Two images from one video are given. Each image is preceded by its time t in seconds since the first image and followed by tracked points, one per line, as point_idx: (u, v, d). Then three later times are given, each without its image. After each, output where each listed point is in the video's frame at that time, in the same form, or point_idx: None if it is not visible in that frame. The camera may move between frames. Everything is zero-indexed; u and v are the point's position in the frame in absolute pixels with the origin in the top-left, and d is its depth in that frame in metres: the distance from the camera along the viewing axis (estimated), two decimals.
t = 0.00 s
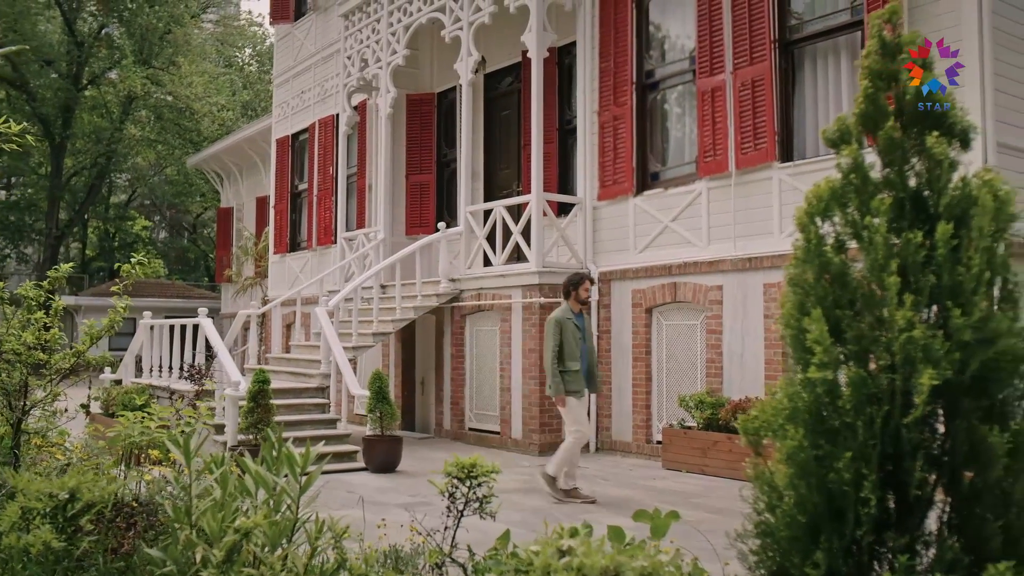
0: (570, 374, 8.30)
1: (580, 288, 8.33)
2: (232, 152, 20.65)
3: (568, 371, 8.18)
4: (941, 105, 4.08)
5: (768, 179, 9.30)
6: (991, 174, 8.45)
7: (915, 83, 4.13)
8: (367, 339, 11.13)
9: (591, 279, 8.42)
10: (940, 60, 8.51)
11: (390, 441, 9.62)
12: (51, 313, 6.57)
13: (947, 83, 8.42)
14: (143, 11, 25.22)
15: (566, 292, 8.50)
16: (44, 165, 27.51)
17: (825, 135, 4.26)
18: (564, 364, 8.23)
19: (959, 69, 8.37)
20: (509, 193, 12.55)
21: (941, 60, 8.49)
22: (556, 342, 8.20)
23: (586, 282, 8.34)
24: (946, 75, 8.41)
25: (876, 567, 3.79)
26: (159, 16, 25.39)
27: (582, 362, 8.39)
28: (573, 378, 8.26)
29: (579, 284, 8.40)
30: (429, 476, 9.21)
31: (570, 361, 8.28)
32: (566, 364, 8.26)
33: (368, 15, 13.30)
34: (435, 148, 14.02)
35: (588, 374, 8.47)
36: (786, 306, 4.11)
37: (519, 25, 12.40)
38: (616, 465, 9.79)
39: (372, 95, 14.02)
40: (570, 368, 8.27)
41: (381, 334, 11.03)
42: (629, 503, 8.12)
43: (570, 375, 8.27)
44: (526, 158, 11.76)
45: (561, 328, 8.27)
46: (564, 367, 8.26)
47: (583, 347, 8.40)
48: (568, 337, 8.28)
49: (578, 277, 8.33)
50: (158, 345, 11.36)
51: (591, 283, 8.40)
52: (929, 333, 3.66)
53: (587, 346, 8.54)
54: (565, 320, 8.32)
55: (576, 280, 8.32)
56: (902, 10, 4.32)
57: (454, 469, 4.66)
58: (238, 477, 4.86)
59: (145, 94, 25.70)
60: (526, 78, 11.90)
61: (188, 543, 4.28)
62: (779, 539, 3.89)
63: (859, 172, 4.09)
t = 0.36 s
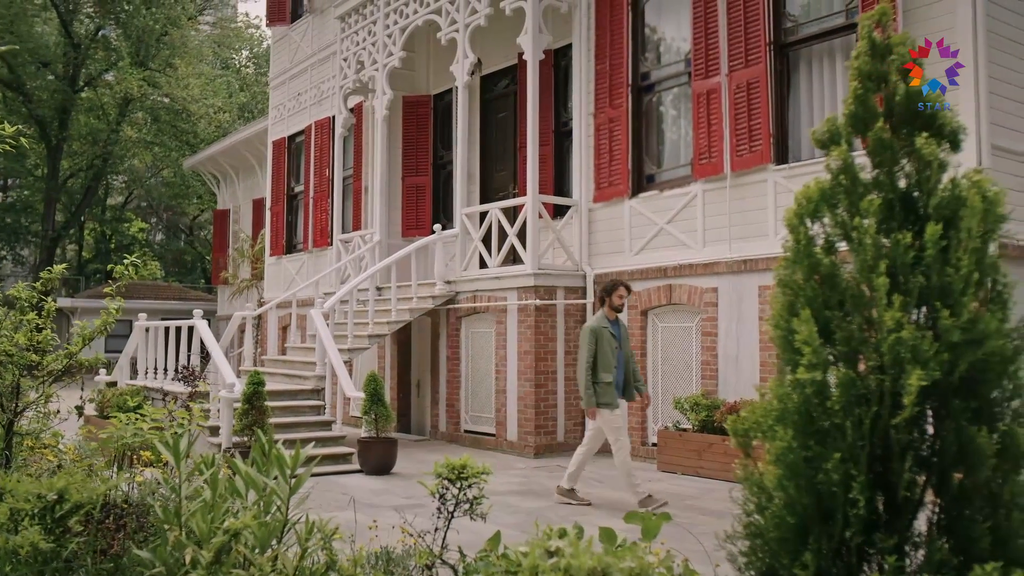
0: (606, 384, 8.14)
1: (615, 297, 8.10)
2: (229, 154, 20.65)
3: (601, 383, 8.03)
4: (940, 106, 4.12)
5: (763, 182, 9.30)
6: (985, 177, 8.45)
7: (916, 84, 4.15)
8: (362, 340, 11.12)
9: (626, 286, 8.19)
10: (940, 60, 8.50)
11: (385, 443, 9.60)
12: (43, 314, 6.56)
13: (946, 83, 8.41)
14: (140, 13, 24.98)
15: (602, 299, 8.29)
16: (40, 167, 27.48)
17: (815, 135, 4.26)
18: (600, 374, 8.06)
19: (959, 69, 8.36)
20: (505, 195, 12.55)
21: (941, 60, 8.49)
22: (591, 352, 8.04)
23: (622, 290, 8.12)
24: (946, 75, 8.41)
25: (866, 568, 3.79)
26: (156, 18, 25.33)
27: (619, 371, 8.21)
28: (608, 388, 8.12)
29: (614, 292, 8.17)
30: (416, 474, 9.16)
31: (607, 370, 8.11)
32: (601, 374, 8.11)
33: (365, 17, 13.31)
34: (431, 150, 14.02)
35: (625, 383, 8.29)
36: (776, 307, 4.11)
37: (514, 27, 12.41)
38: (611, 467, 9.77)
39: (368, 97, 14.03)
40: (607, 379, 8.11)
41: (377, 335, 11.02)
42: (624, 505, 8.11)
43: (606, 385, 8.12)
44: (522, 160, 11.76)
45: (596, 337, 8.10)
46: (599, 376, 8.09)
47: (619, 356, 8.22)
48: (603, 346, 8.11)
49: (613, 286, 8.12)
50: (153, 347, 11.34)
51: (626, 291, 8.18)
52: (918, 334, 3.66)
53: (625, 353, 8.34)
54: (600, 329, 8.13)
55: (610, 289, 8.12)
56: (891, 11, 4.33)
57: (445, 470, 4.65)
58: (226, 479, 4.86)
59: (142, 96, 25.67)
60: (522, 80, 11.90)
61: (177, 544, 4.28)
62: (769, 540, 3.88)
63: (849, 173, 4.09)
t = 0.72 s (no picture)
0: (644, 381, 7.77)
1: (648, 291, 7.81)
2: (219, 155, 20.62)
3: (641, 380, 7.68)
4: (926, 107, 4.13)
5: (752, 184, 9.31)
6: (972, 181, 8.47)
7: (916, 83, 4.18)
8: (352, 342, 11.10)
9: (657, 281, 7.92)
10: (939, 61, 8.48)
11: (374, 445, 9.58)
12: (28, 315, 6.54)
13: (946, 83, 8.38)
14: (129, 14, 24.95)
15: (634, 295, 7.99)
16: (30, 168, 27.38)
17: (799, 137, 4.26)
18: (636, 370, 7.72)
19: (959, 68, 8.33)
20: (496, 197, 12.55)
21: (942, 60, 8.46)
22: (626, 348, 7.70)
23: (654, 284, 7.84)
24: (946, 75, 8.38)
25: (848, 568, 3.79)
26: (146, 19, 25.24)
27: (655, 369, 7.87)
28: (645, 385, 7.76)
29: (647, 287, 7.89)
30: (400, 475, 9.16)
31: (643, 367, 7.77)
32: (638, 371, 7.75)
33: (355, 18, 13.30)
34: (422, 152, 14.02)
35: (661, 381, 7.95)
36: (759, 308, 4.11)
37: (504, 29, 12.42)
38: (600, 469, 9.77)
39: (359, 99, 14.03)
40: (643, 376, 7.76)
41: (366, 337, 11.00)
42: (612, 506, 8.12)
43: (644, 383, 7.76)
44: (512, 162, 11.76)
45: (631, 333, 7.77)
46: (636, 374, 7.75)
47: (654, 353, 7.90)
48: (639, 343, 7.78)
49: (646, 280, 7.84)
50: (142, 348, 11.31)
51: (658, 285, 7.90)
52: (900, 335, 3.67)
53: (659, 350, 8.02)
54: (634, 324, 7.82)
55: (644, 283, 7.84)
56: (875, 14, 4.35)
57: (428, 471, 4.64)
58: (210, 479, 4.88)
59: (132, 97, 25.58)
60: (512, 83, 11.91)
61: (159, 545, 4.26)
62: (752, 541, 3.89)
63: (832, 175, 4.10)
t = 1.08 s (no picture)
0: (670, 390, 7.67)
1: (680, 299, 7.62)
2: (200, 158, 20.53)
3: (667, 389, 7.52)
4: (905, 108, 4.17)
5: (732, 189, 9.35)
6: (948, 186, 8.53)
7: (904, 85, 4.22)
8: (333, 346, 11.06)
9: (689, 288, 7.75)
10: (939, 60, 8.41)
11: (354, 449, 9.54)
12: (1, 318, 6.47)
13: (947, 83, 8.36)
14: (111, 16, 24.94)
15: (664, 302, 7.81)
16: (9, 170, 27.14)
17: (772, 141, 4.28)
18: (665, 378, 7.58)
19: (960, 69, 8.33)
20: (477, 201, 12.55)
21: (942, 59, 8.39)
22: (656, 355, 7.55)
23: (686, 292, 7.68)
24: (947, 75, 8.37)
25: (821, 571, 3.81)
26: (127, 20, 25.25)
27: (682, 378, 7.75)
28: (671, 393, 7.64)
29: (676, 293, 7.69)
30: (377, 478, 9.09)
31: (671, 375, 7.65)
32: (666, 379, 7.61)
33: (337, 21, 13.29)
34: (404, 156, 14.01)
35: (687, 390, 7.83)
36: (732, 311, 4.13)
37: (486, 33, 12.43)
38: (581, 473, 9.77)
39: (340, 101, 14.01)
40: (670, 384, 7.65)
41: (347, 340, 10.96)
42: (592, 510, 8.12)
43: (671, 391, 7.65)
44: (493, 165, 11.77)
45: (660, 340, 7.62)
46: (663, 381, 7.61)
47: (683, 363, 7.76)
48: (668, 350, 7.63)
49: (678, 287, 7.66)
50: (120, 352, 11.22)
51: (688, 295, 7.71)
52: (871, 338, 3.69)
53: (686, 359, 7.90)
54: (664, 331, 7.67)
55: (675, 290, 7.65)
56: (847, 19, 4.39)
57: (403, 475, 4.64)
58: (182, 482, 4.84)
59: (112, 99, 25.41)
60: (493, 86, 11.91)
61: (130, 549, 4.23)
62: (725, 545, 3.89)
63: (805, 179, 4.11)
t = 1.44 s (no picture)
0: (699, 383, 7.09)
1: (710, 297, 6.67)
2: (182, 160, 20.45)
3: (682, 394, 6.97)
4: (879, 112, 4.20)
5: (714, 193, 9.38)
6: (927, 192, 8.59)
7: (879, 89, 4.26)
8: (315, 349, 11.03)
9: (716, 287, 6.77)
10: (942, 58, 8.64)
11: (335, 454, 9.50)
12: None
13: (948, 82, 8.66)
14: (92, 18, 24.35)
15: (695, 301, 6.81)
16: None
17: (748, 144, 4.29)
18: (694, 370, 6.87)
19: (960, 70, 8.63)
20: (461, 205, 12.55)
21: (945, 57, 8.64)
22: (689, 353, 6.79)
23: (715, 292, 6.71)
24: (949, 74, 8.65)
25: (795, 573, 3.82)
26: (110, 22, 24.74)
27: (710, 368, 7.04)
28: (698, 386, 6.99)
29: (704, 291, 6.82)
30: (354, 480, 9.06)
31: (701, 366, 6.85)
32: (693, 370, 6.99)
33: (320, 24, 13.27)
34: (387, 160, 14.00)
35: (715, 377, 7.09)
36: (708, 314, 4.14)
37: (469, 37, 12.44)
38: (563, 477, 9.78)
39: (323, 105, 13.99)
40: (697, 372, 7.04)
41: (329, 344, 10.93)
42: (574, 514, 8.12)
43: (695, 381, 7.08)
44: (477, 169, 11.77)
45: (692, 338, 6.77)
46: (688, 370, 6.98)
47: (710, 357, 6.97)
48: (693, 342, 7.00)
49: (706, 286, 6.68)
50: (100, 355, 11.14)
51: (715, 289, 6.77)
52: (845, 341, 3.71)
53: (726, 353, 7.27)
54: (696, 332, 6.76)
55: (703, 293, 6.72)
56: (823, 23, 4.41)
57: (380, 478, 4.65)
58: (157, 486, 4.80)
59: (94, 101, 25.25)
60: (477, 90, 11.92)
61: (104, 553, 4.19)
62: (699, 547, 3.90)
63: (780, 183, 4.13)
